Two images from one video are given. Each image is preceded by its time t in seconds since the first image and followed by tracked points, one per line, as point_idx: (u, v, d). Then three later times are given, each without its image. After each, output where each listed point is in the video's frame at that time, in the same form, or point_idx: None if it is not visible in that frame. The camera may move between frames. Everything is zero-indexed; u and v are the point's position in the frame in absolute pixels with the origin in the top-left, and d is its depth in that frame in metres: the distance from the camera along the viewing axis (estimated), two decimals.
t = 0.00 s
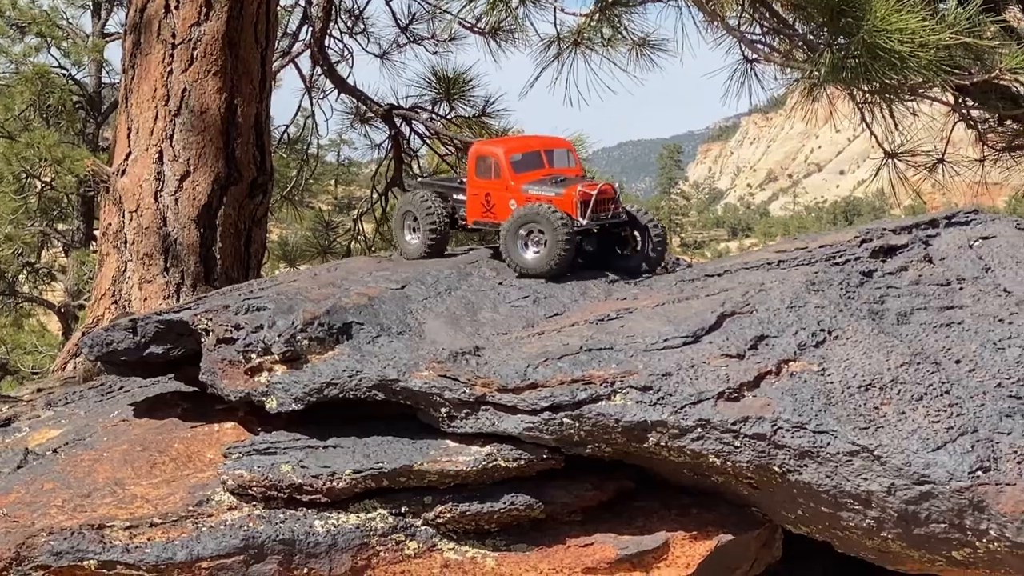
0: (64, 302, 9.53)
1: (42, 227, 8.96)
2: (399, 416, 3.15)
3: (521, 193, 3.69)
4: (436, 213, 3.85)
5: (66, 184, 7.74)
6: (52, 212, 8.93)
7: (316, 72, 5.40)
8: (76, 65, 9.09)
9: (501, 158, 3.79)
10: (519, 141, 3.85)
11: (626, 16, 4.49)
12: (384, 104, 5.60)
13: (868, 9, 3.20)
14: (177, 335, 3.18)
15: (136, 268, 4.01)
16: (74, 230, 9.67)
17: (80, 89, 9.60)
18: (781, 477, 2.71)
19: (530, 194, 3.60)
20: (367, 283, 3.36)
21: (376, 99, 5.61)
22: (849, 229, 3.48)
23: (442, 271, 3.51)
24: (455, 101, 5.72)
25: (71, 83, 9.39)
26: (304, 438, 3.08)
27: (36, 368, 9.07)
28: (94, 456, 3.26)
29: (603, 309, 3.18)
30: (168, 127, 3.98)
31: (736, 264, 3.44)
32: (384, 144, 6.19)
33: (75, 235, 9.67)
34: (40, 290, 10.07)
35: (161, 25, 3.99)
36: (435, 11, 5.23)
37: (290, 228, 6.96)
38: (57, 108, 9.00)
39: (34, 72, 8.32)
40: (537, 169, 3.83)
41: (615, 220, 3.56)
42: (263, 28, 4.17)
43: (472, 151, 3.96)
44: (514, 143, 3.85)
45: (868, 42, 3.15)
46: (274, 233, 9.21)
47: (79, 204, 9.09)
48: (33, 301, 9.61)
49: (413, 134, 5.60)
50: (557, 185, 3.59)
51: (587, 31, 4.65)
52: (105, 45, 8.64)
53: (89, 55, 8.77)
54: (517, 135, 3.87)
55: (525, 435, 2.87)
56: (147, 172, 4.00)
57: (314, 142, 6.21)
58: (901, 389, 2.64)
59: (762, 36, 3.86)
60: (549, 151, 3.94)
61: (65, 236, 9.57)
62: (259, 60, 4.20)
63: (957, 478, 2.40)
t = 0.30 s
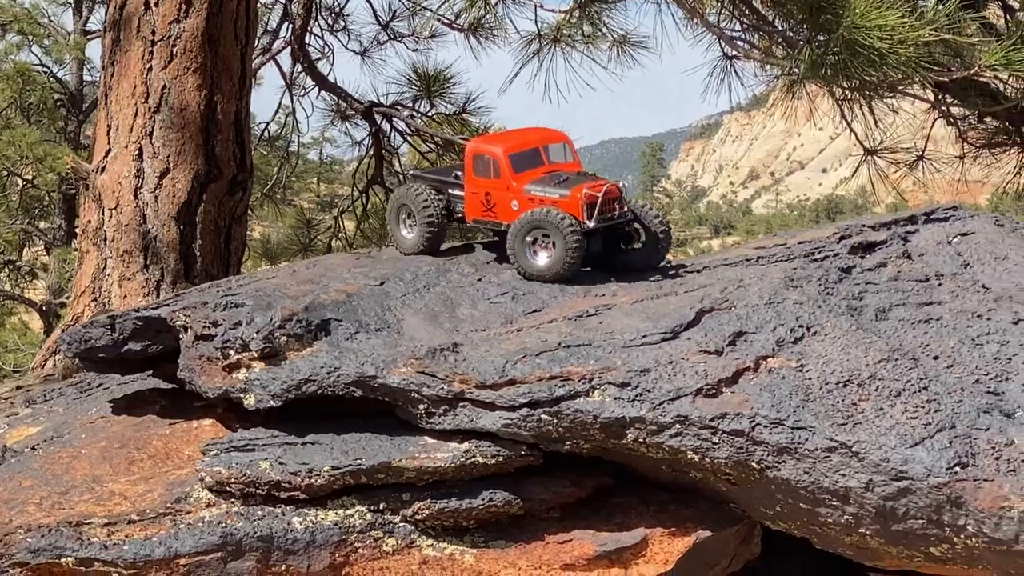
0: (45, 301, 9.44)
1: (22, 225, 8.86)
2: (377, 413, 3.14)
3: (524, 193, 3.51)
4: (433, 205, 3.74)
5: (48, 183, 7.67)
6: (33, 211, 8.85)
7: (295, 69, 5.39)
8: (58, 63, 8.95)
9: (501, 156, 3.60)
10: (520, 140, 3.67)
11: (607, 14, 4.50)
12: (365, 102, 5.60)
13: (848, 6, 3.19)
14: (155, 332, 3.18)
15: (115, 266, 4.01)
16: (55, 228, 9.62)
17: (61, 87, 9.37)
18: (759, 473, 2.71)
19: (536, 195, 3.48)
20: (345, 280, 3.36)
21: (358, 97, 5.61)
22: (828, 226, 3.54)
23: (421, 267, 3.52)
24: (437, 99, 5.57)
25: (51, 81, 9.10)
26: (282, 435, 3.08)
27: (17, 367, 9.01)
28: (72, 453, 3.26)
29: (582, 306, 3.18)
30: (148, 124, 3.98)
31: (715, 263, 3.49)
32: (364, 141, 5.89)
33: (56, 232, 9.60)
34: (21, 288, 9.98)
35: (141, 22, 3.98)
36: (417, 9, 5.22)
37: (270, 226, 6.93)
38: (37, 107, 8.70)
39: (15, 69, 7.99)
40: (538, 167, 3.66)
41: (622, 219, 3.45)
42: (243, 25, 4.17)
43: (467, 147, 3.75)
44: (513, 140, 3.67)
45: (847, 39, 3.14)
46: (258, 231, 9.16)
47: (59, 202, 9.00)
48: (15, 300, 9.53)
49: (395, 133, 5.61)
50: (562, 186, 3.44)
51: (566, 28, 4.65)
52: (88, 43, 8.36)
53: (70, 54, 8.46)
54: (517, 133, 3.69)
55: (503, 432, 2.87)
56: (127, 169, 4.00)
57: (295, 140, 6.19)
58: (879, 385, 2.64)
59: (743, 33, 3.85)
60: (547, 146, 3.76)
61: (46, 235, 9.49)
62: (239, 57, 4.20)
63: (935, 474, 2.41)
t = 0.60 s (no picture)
0: (24, 302, 9.36)
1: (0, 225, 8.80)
2: (352, 411, 3.14)
3: (544, 200, 3.26)
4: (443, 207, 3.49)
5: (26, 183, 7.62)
6: (11, 211, 8.79)
7: (272, 68, 5.37)
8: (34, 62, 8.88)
9: (517, 163, 3.32)
10: (536, 142, 3.40)
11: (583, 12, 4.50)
12: (342, 100, 5.60)
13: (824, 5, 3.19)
14: (130, 330, 3.18)
15: (92, 266, 4.00)
16: (33, 228, 9.54)
17: (37, 85, 9.10)
18: (734, 471, 2.71)
19: (556, 203, 3.22)
20: (321, 278, 3.36)
21: (334, 95, 5.61)
22: (804, 226, 3.62)
23: (396, 265, 3.52)
24: (414, 98, 5.57)
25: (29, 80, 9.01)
26: (257, 433, 3.08)
27: None
28: (46, 452, 3.26)
29: (558, 304, 3.19)
30: (125, 123, 3.98)
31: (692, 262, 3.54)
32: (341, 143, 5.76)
33: (35, 233, 9.53)
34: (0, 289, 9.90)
35: (117, 21, 3.98)
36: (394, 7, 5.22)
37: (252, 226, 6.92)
38: (15, 106, 8.58)
39: None
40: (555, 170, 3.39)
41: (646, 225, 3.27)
42: (219, 23, 4.17)
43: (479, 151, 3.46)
44: (529, 144, 3.38)
45: (823, 38, 3.14)
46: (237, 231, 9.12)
47: (37, 202, 8.93)
48: None
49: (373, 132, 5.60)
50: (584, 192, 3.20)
51: (542, 26, 4.65)
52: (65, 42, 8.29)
53: (48, 53, 8.43)
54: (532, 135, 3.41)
55: (478, 430, 2.87)
56: (103, 168, 4.00)
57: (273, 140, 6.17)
58: (854, 383, 2.65)
59: (719, 32, 3.86)
60: (561, 146, 3.50)
61: (23, 234, 9.42)
62: (215, 56, 4.19)
63: (909, 471, 2.41)
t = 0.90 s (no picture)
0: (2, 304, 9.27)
1: None
2: (329, 410, 3.14)
3: (551, 199, 3.22)
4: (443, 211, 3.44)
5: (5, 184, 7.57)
6: None
7: (249, 69, 5.36)
8: (10, 64, 8.80)
9: (521, 163, 3.29)
10: (537, 142, 3.37)
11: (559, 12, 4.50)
12: (318, 101, 5.59)
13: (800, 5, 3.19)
14: (106, 330, 3.18)
15: (68, 266, 4.00)
16: (10, 231, 9.46)
17: (13, 87, 8.97)
18: (712, 470, 2.71)
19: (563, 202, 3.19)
20: (297, 278, 3.36)
21: (310, 96, 5.60)
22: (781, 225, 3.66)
23: (373, 265, 3.52)
24: (391, 99, 5.56)
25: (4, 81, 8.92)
26: (233, 433, 3.07)
27: None
28: (22, 453, 3.25)
29: (535, 304, 3.19)
30: (101, 123, 3.98)
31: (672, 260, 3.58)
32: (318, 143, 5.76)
33: (11, 234, 9.44)
34: None
35: (93, 21, 3.97)
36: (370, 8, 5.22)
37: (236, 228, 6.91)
38: None
39: None
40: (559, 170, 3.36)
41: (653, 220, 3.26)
42: (195, 24, 4.16)
43: (479, 153, 3.41)
44: (531, 144, 3.35)
45: (800, 37, 3.13)
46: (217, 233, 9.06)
47: (15, 204, 8.84)
48: None
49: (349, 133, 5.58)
50: (590, 190, 3.18)
51: (519, 25, 4.65)
52: (42, 44, 8.21)
53: (23, 55, 8.28)
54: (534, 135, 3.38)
55: (455, 430, 2.86)
56: (79, 169, 3.99)
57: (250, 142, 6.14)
58: (832, 381, 2.65)
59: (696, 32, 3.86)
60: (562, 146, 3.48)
61: None
62: (192, 56, 4.19)
63: (887, 470, 2.40)
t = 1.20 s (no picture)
0: None
1: None
2: (305, 414, 3.13)
3: (560, 203, 3.21)
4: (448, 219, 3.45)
5: None
6: None
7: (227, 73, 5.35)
8: None
9: (528, 168, 3.26)
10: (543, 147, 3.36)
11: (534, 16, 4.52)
12: (296, 104, 5.58)
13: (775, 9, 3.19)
14: (81, 334, 3.18)
15: (44, 270, 3.99)
16: None
17: None
18: (687, 474, 2.71)
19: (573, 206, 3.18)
20: (273, 282, 3.37)
21: (289, 99, 5.60)
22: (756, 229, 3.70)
23: (348, 270, 3.53)
24: (369, 103, 5.56)
25: None
26: (209, 437, 3.07)
27: None
28: None
29: (512, 308, 3.20)
30: (77, 127, 3.98)
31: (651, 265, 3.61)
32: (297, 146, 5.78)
33: None
34: None
35: (69, 25, 3.98)
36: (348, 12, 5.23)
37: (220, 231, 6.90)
38: None
39: None
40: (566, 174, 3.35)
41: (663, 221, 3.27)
42: (172, 27, 4.17)
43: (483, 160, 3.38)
44: (536, 149, 3.34)
45: (776, 41, 3.13)
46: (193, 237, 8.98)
47: None
48: None
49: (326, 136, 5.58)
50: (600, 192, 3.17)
51: (495, 28, 4.66)
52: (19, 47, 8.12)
53: None
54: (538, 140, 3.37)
55: (431, 433, 2.86)
56: (55, 173, 3.99)
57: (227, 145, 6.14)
58: (807, 385, 2.65)
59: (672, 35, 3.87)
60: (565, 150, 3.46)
61: None
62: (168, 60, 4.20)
63: (863, 473, 2.40)
